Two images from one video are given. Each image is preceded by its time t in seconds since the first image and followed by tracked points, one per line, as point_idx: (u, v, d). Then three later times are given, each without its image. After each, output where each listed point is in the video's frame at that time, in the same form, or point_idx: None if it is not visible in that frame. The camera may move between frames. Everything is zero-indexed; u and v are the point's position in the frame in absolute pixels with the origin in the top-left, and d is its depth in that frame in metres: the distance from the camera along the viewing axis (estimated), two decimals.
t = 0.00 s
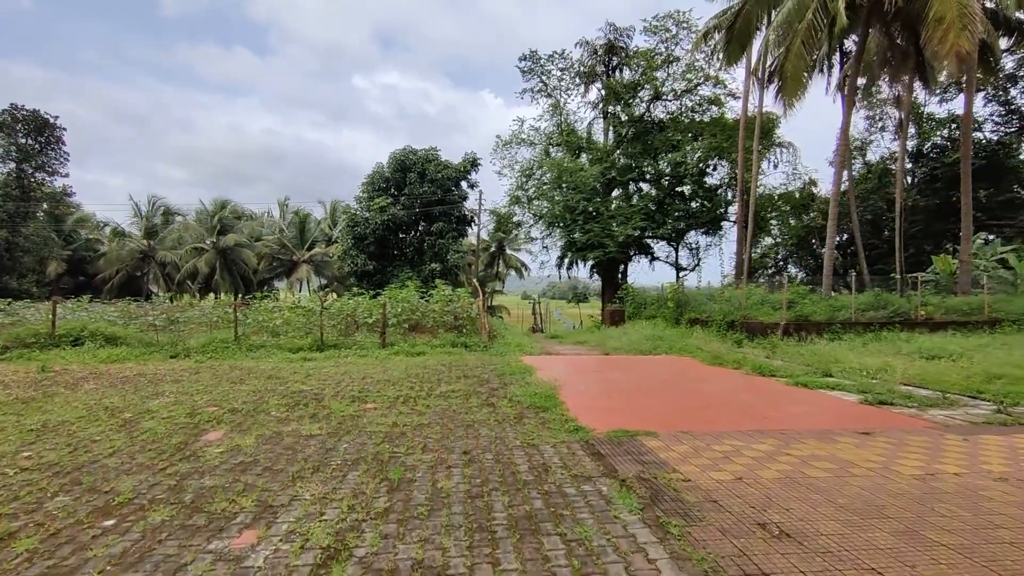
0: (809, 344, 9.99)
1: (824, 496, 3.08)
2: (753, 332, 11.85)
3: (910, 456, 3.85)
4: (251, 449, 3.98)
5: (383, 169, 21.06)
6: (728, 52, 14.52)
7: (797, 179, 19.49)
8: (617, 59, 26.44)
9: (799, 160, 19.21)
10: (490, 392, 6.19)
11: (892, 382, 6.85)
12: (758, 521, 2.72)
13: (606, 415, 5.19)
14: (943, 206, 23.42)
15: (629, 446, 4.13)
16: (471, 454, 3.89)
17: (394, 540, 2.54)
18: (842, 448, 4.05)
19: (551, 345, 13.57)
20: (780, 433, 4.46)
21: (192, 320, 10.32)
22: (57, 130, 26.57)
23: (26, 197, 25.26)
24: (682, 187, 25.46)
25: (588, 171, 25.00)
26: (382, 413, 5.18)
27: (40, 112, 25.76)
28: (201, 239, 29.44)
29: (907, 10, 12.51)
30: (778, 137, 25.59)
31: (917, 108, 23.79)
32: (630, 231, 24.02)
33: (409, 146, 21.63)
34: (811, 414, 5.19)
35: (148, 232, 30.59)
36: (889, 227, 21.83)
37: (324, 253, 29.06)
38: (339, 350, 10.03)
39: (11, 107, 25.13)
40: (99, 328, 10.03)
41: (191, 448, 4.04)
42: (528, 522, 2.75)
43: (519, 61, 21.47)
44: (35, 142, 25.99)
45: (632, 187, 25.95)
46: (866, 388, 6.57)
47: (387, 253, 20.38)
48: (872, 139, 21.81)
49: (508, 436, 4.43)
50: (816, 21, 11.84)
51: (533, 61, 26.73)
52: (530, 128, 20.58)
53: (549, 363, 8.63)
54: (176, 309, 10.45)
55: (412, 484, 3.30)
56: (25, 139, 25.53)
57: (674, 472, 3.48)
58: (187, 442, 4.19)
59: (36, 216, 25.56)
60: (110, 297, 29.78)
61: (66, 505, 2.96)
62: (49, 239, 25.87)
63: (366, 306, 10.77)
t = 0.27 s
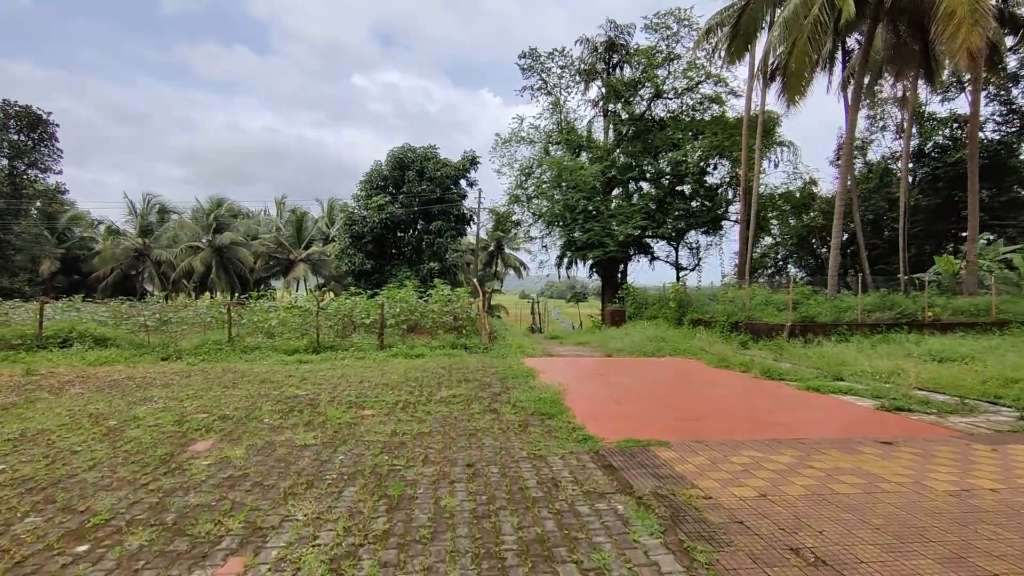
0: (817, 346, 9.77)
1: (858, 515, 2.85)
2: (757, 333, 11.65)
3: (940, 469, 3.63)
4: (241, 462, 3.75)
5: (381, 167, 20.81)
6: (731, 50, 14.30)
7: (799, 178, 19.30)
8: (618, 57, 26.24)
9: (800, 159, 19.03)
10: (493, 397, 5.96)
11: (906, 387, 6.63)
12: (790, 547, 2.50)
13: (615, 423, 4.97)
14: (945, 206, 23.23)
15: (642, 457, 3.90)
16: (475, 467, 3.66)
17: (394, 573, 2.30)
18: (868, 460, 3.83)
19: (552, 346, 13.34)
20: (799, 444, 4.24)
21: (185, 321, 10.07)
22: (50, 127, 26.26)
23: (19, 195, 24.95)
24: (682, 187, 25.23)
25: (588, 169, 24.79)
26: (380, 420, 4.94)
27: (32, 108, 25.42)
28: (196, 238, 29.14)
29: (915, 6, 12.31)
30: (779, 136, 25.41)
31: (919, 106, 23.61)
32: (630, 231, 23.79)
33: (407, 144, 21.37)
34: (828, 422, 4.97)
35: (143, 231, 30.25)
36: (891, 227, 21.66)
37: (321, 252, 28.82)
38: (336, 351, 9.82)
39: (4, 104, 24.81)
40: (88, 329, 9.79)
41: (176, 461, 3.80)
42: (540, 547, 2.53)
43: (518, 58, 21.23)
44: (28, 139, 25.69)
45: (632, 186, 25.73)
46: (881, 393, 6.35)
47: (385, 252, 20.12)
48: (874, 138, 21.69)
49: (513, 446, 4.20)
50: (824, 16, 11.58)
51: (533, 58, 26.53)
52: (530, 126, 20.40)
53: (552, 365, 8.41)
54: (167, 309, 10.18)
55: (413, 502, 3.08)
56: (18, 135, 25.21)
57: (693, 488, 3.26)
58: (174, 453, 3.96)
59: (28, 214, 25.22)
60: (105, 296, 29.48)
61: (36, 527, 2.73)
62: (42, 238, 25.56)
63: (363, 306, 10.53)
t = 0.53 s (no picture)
0: (818, 346, 9.62)
1: (890, 528, 2.65)
2: (755, 333, 11.49)
3: (965, 475, 3.45)
4: (223, 471, 3.50)
5: (372, 165, 20.51)
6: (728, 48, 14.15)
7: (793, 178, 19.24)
8: (611, 55, 26.08)
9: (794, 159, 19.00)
10: (490, 399, 5.72)
11: (913, 387, 6.47)
12: (824, 564, 2.29)
13: (619, 426, 4.75)
14: (937, 205, 23.25)
15: (651, 463, 3.68)
16: (476, 475, 3.43)
17: None
18: (889, 465, 3.64)
19: (547, 346, 13.13)
20: (814, 449, 4.04)
21: (170, 321, 9.74)
22: (33, 124, 25.68)
23: None
24: (675, 186, 25.11)
25: (581, 168, 24.60)
26: (373, 425, 4.70)
27: (14, 104, 24.84)
28: (184, 237, 28.69)
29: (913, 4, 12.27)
30: (773, 136, 25.36)
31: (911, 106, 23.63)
32: (623, 231, 23.62)
33: (399, 143, 21.07)
34: (839, 425, 4.79)
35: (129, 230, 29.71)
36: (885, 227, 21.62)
37: (312, 252, 28.48)
38: (326, 352, 9.58)
39: None
40: (68, 329, 9.48)
41: (154, 470, 3.54)
42: (551, 567, 2.30)
43: (511, 56, 21.03)
44: (10, 135, 25.10)
45: (626, 185, 25.55)
46: (889, 394, 6.19)
47: (376, 252, 19.81)
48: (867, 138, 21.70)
49: (514, 452, 3.97)
50: (823, 12, 11.52)
51: (525, 56, 26.32)
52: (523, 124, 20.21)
53: (549, 366, 8.19)
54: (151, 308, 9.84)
55: (409, 515, 2.84)
56: None
57: (709, 498, 3.04)
58: (151, 462, 3.70)
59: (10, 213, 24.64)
60: (90, 296, 28.91)
61: None
62: (25, 237, 24.99)
63: (355, 306, 10.25)
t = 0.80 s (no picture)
0: (814, 347, 9.49)
1: (925, 550, 2.45)
2: (750, 334, 11.35)
3: (991, 486, 3.27)
4: (200, 491, 3.23)
5: (359, 165, 20.16)
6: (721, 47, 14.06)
7: (784, 177, 19.20)
8: (600, 54, 25.95)
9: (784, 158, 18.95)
10: (484, 407, 5.48)
11: (916, 390, 6.33)
12: None
13: (621, 435, 4.53)
14: (923, 205, 23.37)
15: (659, 477, 3.46)
16: (474, 493, 3.18)
17: None
18: (909, 477, 3.46)
19: (539, 348, 12.90)
20: (825, 459, 3.86)
21: (149, 325, 9.39)
22: (9, 122, 24.99)
23: None
24: (664, 186, 25.04)
25: (570, 168, 24.42)
26: (362, 435, 4.44)
27: None
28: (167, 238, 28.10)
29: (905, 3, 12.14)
30: (761, 135, 25.37)
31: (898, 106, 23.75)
32: (613, 231, 23.47)
33: (387, 142, 20.73)
34: (848, 431, 4.62)
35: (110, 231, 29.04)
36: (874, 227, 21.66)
37: (298, 253, 28.03)
38: (312, 357, 9.29)
39: None
40: (41, 334, 9.23)
41: (123, 490, 3.26)
42: None
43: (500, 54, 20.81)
44: None
45: (615, 185, 25.40)
46: (893, 397, 6.03)
47: (364, 252, 19.45)
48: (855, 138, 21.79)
49: (513, 465, 3.73)
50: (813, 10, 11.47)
51: (514, 55, 26.09)
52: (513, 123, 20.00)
53: (543, 370, 7.95)
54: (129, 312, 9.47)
55: (402, 541, 2.60)
56: None
57: (726, 516, 2.83)
58: (121, 480, 3.42)
59: None
60: (69, 298, 28.17)
61: None
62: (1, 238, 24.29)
63: (342, 308, 9.94)
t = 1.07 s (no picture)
0: (816, 351, 9.31)
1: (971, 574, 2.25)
2: (749, 338, 11.18)
3: None
4: (176, 513, 2.97)
5: (351, 169, 19.90)
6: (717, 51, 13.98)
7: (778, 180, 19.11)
8: (593, 58, 25.86)
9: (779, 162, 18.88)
10: (482, 416, 5.24)
11: (925, 394, 6.15)
12: None
13: (627, 446, 4.31)
14: (915, 207, 23.39)
15: (673, 493, 3.24)
16: (474, 513, 2.95)
17: None
18: (938, 490, 3.26)
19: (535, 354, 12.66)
20: (844, 470, 3.67)
21: (134, 333, 9.09)
22: None
23: None
24: (658, 190, 24.93)
25: (564, 172, 24.26)
26: (354, 449, 4.19)
27: None
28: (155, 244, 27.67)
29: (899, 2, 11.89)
30: (755, 138, 25.33)
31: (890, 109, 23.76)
32: (607, 235, 23.32)
33: (379, 146, 20.49)
34: (864, 439, 4.42)
35: (97, 237, 28.56)
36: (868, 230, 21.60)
37: (289, 258, 27.68)
38: (302, 364, 9.04)
39: None
40: (21, 343, 8.93)
41: (93, 513, 3.00)
42: None
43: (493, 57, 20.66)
44: None
45: (608, 189, 25.26)
46: (903, 402, 5.85)
47: (356, 257, 19.17)
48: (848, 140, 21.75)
49: (515, 480, 3.50)
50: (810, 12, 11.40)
51: (506, 59, 25.95)
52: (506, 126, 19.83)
53: (541, 376, 7.72)
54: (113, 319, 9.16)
55: (398, 570, 2.36)
56: None
57: (750, 536, 2.61)
58: (92, 501, 3.15)
59: None
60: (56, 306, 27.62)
61: None
62: None
63: (333, 314, 9.66)
